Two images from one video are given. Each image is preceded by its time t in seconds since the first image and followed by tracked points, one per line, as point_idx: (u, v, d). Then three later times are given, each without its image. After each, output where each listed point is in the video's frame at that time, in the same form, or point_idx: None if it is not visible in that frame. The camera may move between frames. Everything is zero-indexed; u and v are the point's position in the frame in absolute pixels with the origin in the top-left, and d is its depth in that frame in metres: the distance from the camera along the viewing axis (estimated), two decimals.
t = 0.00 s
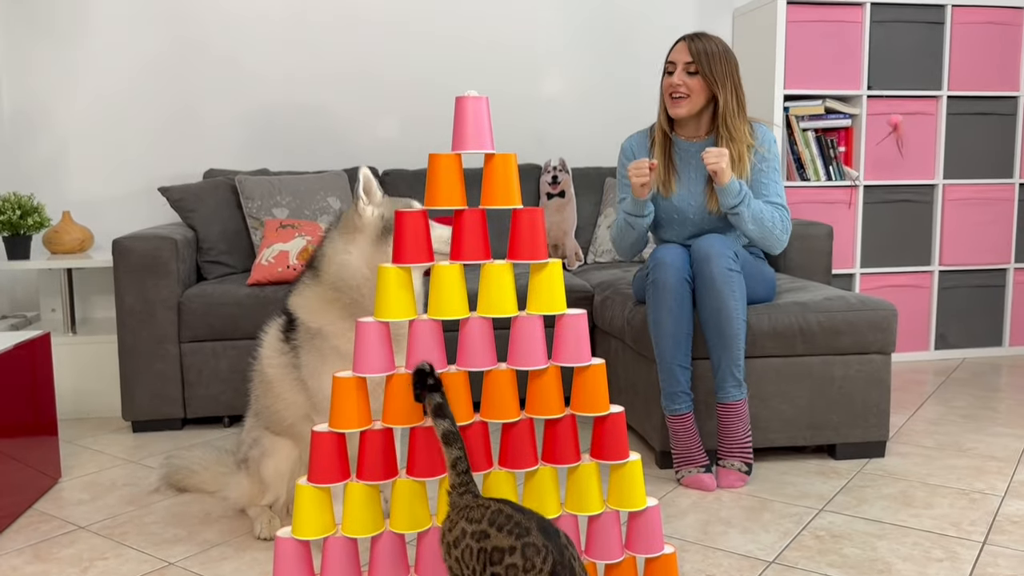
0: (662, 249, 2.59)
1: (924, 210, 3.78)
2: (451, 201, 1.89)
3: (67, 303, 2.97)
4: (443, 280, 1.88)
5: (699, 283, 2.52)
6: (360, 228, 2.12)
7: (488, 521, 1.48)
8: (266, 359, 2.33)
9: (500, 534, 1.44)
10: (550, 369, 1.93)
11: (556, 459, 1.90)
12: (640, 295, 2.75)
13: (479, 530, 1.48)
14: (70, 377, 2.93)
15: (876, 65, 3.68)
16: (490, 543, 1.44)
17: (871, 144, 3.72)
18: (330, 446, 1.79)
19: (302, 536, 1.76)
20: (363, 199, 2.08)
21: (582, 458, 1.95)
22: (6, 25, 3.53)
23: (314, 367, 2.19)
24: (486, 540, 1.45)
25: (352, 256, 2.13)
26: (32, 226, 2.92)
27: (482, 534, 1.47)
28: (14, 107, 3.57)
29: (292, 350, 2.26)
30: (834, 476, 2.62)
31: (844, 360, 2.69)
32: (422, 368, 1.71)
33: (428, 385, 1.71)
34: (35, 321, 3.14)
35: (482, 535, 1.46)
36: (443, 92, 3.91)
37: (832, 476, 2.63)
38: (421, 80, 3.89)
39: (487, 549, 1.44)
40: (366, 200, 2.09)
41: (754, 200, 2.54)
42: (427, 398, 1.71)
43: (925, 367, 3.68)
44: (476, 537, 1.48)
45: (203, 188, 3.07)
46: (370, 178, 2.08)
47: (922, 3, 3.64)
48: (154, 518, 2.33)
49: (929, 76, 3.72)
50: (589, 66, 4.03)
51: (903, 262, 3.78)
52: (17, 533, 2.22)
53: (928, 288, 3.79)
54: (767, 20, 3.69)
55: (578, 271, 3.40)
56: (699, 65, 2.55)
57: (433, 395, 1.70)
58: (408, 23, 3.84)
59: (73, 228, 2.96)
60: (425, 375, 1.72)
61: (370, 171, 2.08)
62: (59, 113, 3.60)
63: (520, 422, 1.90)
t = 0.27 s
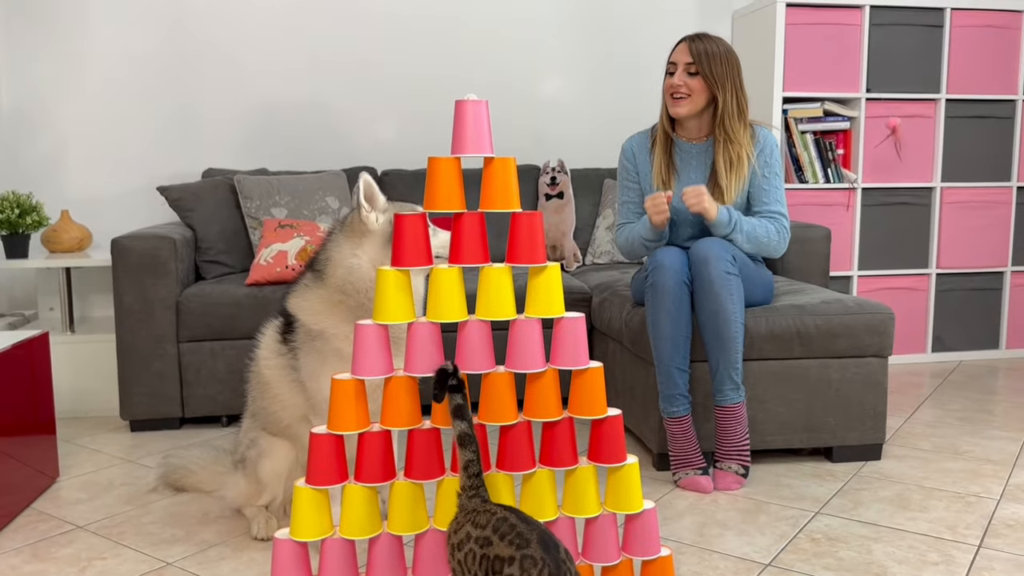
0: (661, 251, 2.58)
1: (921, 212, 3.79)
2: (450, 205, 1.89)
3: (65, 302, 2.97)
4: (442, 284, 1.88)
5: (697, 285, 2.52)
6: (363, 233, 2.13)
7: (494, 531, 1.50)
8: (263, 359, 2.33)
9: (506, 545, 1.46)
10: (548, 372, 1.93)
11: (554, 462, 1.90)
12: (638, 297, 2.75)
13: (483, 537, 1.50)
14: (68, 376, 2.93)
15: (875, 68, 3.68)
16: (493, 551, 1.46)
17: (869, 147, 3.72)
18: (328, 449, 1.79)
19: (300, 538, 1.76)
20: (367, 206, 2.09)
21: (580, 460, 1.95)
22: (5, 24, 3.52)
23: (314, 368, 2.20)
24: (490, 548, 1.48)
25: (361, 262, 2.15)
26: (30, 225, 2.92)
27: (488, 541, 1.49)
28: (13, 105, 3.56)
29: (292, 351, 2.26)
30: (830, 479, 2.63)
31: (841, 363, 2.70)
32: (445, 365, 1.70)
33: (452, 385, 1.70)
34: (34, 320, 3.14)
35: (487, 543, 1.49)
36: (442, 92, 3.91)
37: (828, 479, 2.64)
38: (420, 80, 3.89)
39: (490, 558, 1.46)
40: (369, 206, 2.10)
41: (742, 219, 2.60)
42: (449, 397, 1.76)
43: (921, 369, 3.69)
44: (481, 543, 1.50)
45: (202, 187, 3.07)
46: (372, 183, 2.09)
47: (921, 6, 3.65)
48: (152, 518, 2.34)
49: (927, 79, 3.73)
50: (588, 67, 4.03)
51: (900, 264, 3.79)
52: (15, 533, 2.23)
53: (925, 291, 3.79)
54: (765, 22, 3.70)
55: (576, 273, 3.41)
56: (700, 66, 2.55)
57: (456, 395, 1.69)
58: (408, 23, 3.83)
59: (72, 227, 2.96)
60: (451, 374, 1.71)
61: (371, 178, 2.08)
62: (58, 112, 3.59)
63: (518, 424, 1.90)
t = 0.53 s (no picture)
0: (657, 253, 2.58)
1: (917, 214, 3.79)
2: (446, 206, 1.89)
3: (61, 300, 2.97)
4: (437, 285, 1.88)
5: (693, 287, 2.52)
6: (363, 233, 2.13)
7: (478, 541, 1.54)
8: (259, 359, 2.33)
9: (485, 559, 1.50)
10: (544, 373, 1.93)
11: (549, 464, 1.91)
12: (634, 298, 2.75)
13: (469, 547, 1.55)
14: (63, 374, 2.93)
15: (872, 70, 3.68)
16: (477, 564, 1.51)
17: (865, 149, 3.72)
18: (323, 449, 1.79)
19: (294, 538, 1.76)
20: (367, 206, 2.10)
21: (575, 462, 1.95)
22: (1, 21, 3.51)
23: (309, 368, 2.20)
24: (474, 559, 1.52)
25: (359, 262, 2.16)
26: (26, 222, 2.91)
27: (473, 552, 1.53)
28: (9, 103, 3.55)
29: (287, 352, 2.26)
30: (824, 480, 2.64)
31: (836, 365, 2.70)
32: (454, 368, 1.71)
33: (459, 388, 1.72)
34: (29, 317, 3.13)
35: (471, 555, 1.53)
36: (439, 91, 3.91)
37: (823, 480, 2.64)
38: (417, 79, 3.88)
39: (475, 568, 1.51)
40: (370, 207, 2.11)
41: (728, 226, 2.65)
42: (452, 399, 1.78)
43: (916, 371, 3.70)
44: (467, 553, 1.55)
45: (198, 186, 3.06)
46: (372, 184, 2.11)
47: (917, 9, 3.65)
48: (146, 517, 2.34)
49: (923, 81, 3.73)
50: (585, 67, 4.02)
51: (896, 266, 3.79)
52: (9, 532, 2.22)
53: (920, 293, 3.80)
54: (762, 23, 3.69)
55: (572, 273, 3.41)
56: (697, 68, 2.56)
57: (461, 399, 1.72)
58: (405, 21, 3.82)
59: (68, 224, 2.95)
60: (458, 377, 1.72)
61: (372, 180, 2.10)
62: (55, 109, 3.58)
63: (513, 426, 1.90)
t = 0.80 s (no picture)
0: (653, 267, 2.60)
1: (913, 225, 3.80)
2: (446, 226, 1.90)
3: (61, 307, 2.98)
4: (437, 303, 1.89)
5: (690, 301, 2.53)
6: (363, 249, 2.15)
7: None
8: (259, 372, 2.34)
9: None
10: (541, 391, 1.94)
11: (546, 480, 1.92)
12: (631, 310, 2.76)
13: None
14: (62, 382, 2.94)
15: (869, 81, 3.69)
16: None
17: (862, 160, 3.73)
18: (322, 466, 1.80)
19: (293, 554, 1.78)
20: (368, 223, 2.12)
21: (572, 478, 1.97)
22: None
23: (308, 383, 2.21)
24: None
25: (359, 278, 2.17)
26: (26, 230, 2.92)
27: None
28: (8, 110, 3.54)
29: (286, 365, 2.27)
30: (819, 493, 2.66)
31: (831, 379, 2.72)
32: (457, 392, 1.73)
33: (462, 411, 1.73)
34: (28, 324, 3.14)
35: None
36: (437, 99, 3.90)
37: (817, 493, 2.66)
38: (415, 86, 3.87)
39: None
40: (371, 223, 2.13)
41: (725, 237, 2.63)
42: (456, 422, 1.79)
43: (911, 381, 3.72)
44: None
45: (198, 194, 3.07)
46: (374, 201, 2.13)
47: (914, 20, 3.65)
48: (146, 528, 2.35)
49: (920, 92, 3.73)
50: (583, 75, 4.02)
51: (892, 277, 3.81)
52: (10, 542, 2.24)
53: (916, 302, 3.81)
54: (760, 35, 3.70)
55: (569, 283, 3.42)
56: (697, 83, 2.57)
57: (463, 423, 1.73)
58: (403, 28, 3.82)
59: (68, 232, 2.96)
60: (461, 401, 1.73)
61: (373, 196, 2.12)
62: (54, 116, 3.57)
63: (511, 443, 1.91)
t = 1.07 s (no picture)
0: (654, 284, 2.60)
1: (913, 236, 3.80)
2: (448, 251, 1.89)
3: (62, 319, 2.98)
4: (439, 327, 1.88)
5: (690, 319, 2.53)
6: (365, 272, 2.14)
7: None
8: (261, 389, 2.33)
9: None
10: (543, 415, 1.93)
11: (548, 504, 1.91)
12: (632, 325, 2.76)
13: None
14: (63, 394, 2.94)
15: (869, 93, 3.67)
16: None
17: (862, 173, 3.72)
18: (323, 490, 1.80)
19: None
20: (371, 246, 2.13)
21: (573, 501, 1.97)
22: None
23: (310, 403, 2.20)
24: None
25: (361, 300, 2.17)
26: (27, 242, 2.91)
27: None
28: (7, 118, 3.53)
29: (288, 385, 2.26)
30: (818, 509, 2.67)
31: (830, 396, 2.72)
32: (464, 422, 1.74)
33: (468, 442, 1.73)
34: (28, 334, 3.14)
35: None
36: (436, 107, 3.88)
37: (816, 509, 2.67)
38: (414, 94, 3.85)
39: None
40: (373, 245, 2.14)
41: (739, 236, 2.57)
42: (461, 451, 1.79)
43: (910, 393, 3.72)
44: None
45: (199, 206, 3.06)
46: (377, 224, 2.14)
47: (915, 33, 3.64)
48: (147, 544, 2.36)
49: (920, 105, 3.72)
50: (582, 84, 4.00)
51: (892, 289, 3.80)
52: (12, 559, 2.24)
53: (915, 314, 3.82)
54: (760, 48, 3.68)
55: (569, 295, 3.42)
56: (708, 101, 2.56)
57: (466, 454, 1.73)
58: (401, 35, 3.80)
59: (69, 243, 2.95)
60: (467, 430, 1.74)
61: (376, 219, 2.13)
62: (53, 125, 3.56)
63: (513, 466, 1.90)
